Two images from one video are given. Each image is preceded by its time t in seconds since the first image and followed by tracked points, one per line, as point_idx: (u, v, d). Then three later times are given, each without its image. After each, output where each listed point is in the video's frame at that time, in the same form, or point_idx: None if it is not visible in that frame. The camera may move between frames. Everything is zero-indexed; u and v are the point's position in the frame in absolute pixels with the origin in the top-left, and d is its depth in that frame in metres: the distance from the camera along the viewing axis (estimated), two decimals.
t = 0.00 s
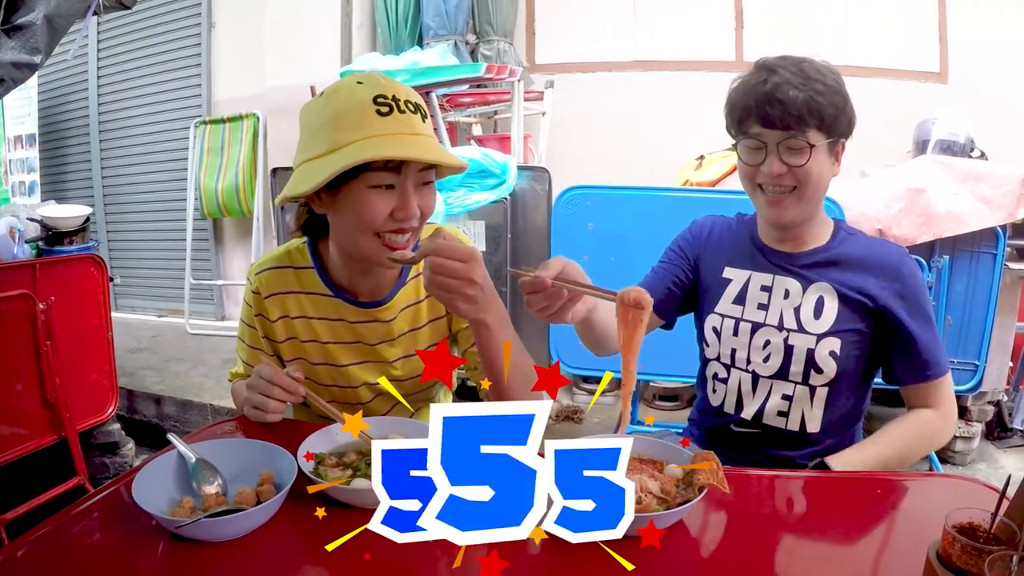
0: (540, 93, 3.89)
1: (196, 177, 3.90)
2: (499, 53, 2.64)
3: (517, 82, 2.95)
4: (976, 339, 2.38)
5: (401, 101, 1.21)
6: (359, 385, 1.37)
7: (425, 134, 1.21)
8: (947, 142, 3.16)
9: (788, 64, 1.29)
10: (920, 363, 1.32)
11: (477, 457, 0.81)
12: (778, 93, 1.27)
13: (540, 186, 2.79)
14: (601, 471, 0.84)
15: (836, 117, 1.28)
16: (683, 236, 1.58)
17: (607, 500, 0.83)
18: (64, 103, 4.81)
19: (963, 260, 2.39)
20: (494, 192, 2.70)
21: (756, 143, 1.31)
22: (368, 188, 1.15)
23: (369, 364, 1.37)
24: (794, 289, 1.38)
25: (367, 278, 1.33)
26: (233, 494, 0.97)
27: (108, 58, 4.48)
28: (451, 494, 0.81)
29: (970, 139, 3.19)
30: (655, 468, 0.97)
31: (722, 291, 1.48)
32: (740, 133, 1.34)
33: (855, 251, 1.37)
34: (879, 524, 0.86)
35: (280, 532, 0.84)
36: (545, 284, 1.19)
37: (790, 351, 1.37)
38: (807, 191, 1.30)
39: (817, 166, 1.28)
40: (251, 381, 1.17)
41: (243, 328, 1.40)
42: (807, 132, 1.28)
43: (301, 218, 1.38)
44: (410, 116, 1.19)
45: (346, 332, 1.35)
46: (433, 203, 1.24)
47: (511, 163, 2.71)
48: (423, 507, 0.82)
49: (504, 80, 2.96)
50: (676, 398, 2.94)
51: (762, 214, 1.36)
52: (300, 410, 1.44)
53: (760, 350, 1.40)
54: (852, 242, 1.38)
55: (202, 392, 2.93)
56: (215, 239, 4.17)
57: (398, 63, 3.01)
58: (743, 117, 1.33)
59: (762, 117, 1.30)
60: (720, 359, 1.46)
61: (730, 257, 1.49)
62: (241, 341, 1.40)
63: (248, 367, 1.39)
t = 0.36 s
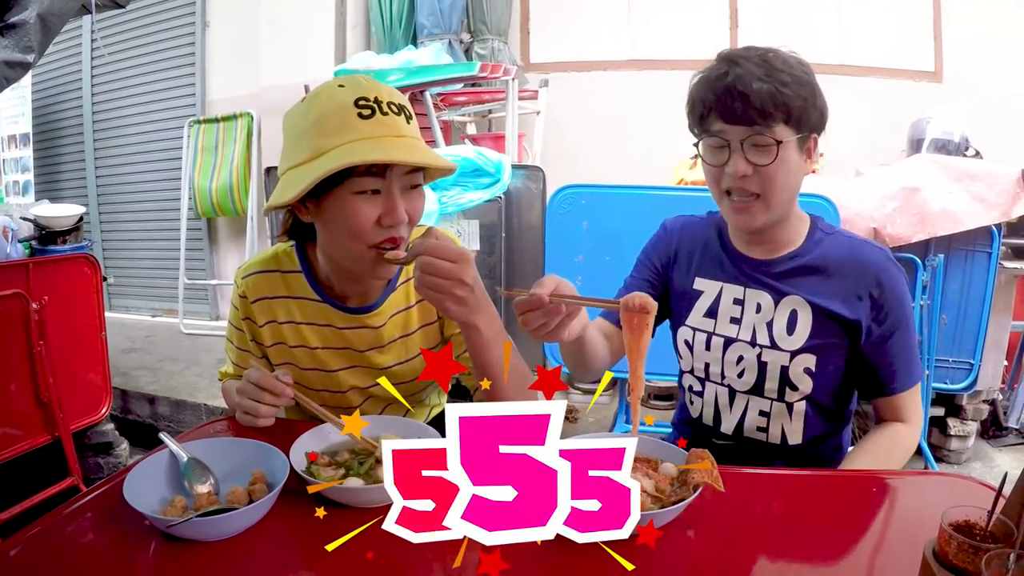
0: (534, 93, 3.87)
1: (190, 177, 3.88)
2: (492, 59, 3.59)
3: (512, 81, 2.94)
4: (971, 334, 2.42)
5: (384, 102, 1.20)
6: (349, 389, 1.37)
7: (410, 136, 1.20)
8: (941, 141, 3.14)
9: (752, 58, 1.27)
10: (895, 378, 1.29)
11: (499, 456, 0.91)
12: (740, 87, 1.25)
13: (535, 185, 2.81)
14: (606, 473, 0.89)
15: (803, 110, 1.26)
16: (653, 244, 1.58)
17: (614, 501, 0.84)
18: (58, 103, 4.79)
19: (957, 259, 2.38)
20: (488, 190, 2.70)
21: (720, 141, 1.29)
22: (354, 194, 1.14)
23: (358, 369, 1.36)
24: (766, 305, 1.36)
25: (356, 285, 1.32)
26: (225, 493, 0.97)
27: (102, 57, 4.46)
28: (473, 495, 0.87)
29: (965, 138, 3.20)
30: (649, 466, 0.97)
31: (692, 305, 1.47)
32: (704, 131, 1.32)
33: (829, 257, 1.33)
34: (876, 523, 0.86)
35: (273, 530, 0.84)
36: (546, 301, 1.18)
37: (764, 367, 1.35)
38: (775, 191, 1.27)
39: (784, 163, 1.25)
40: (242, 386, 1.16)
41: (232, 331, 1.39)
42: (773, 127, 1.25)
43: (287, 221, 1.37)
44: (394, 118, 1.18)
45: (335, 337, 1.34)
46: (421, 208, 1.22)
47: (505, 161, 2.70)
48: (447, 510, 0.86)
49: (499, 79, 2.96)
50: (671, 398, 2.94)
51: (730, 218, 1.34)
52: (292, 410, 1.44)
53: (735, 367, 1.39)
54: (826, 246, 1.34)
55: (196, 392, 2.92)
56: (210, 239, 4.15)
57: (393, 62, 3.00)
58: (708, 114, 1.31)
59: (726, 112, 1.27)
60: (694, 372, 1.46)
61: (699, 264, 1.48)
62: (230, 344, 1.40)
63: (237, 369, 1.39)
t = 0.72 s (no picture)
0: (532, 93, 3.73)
1: (189, 177, 3.88)
2: (490, 59, 3.75)
3: (511, 80, 2.95)
4: (970, 332, 2.42)
5: (369, 110, 1.20)
6: (341, 392, 1.37)
7: (395, 144, 1.19)
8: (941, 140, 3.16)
9: (724, 50, 1.23)
10: (891, 402, 1.29)
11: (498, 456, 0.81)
12: (703, 80, 1.22)
13: (533, 185, 2.79)
14: (614, 472, 0.83)
15: (776, 107, 1.20)
16: (634, 258, 1.59)
17: (626, 502, 0.82)
18: (58, 103, 4.79)
19: (957, 258, 2.38)
20: (487, 189, 2.71)
21: (685, 138, 1.28)
22: (336, 206, 1.14)
23: (350, 371, 1.36)
24: (756, 329, 1.34)
25: (344, 293, 1.30)
26: (223, 492, 0.97)
27: (101, 58, 4.46)
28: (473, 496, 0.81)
29: (964, 137, 3.21)
30: (647, 465, 0.97)
31: (678, 324, 1.46)
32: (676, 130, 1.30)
33: (829, 277, 1.29)
34: (873, 522, 0.86)
35: (271, 529, 0.84)
36: (546, 334, 1.17)
37: (753, 391, 1.35)
38: (737, 197, 1.22)
39: (744, 166, 1.20)
40: (237, 389, 1.15)
41: (225, 333, 1.40)
42: (737, 126, 1.21)
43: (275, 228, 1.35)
44: (377, 127, 1.18)
45: (326, 341, 1.34)
46: (407, 218, 1.21)
47: (503, 161, 2.71)
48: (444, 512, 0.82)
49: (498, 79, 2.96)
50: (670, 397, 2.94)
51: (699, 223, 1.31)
52: (287, 410, 1.45)
53: (722, 390, 1.38)
54: (825, 263, 1.30)
55: (195, 392, 2.92)
56: (209, 239, 4.15)
57: (392, 62, 3.01)
58: (677, 111, 1.28)
59: (691, 110, 1.24)
60: (680, 392, 1.46)
61: (685, 275, 1.46)
62: (224, 345, 1.41)
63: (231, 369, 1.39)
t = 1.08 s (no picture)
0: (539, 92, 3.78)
1: (196, 177, 3.89)
2: (497, 58, 3.82)
3: (517, 80, 2.95)
4: (977, 333, 2.41)
5: (374, 104, 1.19)
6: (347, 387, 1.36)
7: (400, 138, 1.19)
8: (947, 140, 3.13)
9: (722, 48, 1.24)
10: (898, 390, 1.29)
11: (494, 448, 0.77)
12: (702, 75, 1.22)
13: (540, 185, 2.77)
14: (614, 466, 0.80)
15: (776, 100, 1.19)
16: (633, 262, 1.57)
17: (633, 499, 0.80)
18: (64, 102, 4.80)
19: (963, 260, 2.37)
20: (493, 189, 2.71)
21: (687, 135, 1.28)
22: (343, 198, 1.14)
23: (357, 366, 1.36)
24: (763, 324, 1.33)
25: (349, 285, 1.32)
26: (229, 491, 0.97)
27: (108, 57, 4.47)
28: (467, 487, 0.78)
29: (970, 137, 3.20)
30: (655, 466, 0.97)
31: (680, 324, 1.45)
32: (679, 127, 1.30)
33: (831, 265, 1.30)
34: (881, 523, 0.85)
35: (277, 530, 0.84)
36: (565, 372, 1.15)
37: (761, 387, 1.35)
38: (740, 191, 1.21)
39: (746, 158, 1.20)
40: (246, 385, 1.16)
41: (232, 330, 1.40)
42: (737, 120, 1.21)
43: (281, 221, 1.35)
44: (382, 120, 1.17)
45: (333, 336, 1.34)
46: (411, 211, 1.22)
47: (510, 161, 2.70)
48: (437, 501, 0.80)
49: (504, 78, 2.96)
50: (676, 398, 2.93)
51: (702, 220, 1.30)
52: (295, 408, 1.44)
53: (729, 388, 1.38)
54: (826, 254, 1.30)
55: (201, 391, 2.93)
56: (214, 238, 4.15)
57: (398, 62, 3.01)
58: (680, 108, 1.29)
59: (693, 106, 1.25)
60: (687, 393, 1.45)
61: (688, 272, 1.45)
62: (230, 341, 1.41)
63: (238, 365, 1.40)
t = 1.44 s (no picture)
0: (547, 91, 3.77)
1: (204, 175, 3.91)
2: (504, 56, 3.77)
3: (525, 79, 2.95)
4: (984, 334, 2.40)
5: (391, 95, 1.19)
6: (357, 379, 1.36)
7: (414, 128, 1.19)
8: (956, 140, 3.12)
9: (727, 45, 1.24)
10: (901, 380, 1.26)
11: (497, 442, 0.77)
12: (707, 71, 1.23)
13: (547, 184, 2.77)
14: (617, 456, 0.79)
15: (778, 96, 1.19)
16: (647, 253, 1.55)
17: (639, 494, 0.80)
18: (71, 101, 4.83)
19: (971, 260, 2.35)
20: (500, 189, 2.73)
21: (694, 129, 1.29)
22: (358, 182, 1.15)
23: (367, 357, 1.36)
24: (773, 316, 1.33)
25: (363, 273, 1.31)
26: (236, 489, 0.97)
27: (115, 56, 4.50)
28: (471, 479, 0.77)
29: (979, 137, 3.19)
30: (662, 466, 0.97)
31: (692, 317, 1.44)
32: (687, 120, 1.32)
33: (837, 253, 1.30)
34: (889, 525, 0.85)
35: (283, 528, 0.84)
36: (575, 369, 1.15)
37: (773, 377, 1.34)
38: (740, 185, 1.22)
39: (746, 152, 1.20)
40: (257, 377, 1.17)
41: (244, 323, 1.40)
42: (740, 114, 1.21)
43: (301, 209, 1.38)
44: (399, 110, 1.17)
45: (345, 326, 1.34)
46: (423, 198, 1.23)
47: (517, 159, 2.71)
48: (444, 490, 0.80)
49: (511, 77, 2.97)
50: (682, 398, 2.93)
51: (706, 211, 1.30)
52: (303, 405, 1.44)
53: (741, 379, 1.37)
54: (833, 245, 1.30)
55: (208, 389, 2.94)
56: (222, 236, 4.17)
57: (405, 60, 3.02)
58: (687, 102, 1.30)
59: (698, 100, 1.26)
60: (698, 386, 1.44)
61: (700, 267, 1.44)
62: (241, 334, 1.41)
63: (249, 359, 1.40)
